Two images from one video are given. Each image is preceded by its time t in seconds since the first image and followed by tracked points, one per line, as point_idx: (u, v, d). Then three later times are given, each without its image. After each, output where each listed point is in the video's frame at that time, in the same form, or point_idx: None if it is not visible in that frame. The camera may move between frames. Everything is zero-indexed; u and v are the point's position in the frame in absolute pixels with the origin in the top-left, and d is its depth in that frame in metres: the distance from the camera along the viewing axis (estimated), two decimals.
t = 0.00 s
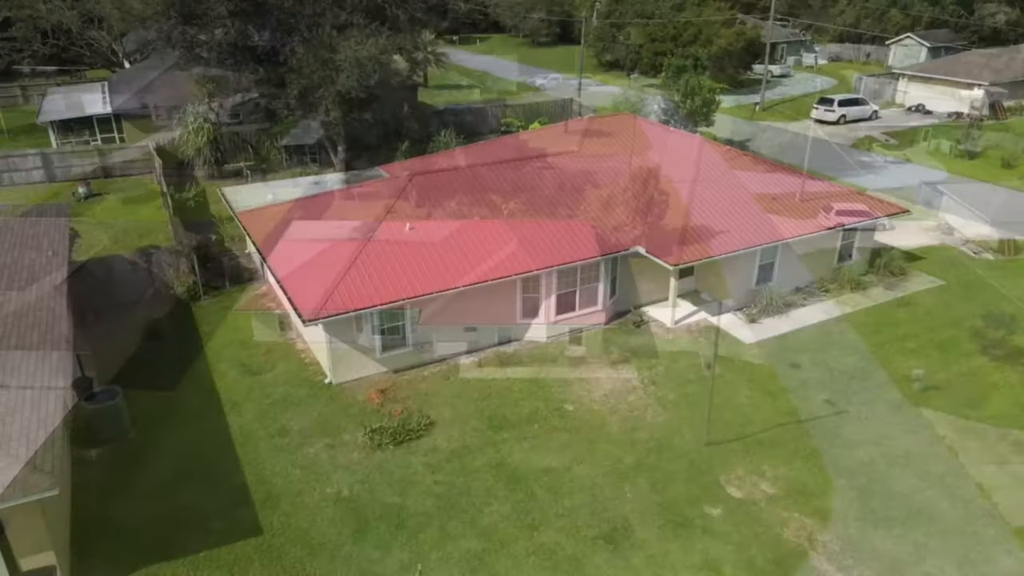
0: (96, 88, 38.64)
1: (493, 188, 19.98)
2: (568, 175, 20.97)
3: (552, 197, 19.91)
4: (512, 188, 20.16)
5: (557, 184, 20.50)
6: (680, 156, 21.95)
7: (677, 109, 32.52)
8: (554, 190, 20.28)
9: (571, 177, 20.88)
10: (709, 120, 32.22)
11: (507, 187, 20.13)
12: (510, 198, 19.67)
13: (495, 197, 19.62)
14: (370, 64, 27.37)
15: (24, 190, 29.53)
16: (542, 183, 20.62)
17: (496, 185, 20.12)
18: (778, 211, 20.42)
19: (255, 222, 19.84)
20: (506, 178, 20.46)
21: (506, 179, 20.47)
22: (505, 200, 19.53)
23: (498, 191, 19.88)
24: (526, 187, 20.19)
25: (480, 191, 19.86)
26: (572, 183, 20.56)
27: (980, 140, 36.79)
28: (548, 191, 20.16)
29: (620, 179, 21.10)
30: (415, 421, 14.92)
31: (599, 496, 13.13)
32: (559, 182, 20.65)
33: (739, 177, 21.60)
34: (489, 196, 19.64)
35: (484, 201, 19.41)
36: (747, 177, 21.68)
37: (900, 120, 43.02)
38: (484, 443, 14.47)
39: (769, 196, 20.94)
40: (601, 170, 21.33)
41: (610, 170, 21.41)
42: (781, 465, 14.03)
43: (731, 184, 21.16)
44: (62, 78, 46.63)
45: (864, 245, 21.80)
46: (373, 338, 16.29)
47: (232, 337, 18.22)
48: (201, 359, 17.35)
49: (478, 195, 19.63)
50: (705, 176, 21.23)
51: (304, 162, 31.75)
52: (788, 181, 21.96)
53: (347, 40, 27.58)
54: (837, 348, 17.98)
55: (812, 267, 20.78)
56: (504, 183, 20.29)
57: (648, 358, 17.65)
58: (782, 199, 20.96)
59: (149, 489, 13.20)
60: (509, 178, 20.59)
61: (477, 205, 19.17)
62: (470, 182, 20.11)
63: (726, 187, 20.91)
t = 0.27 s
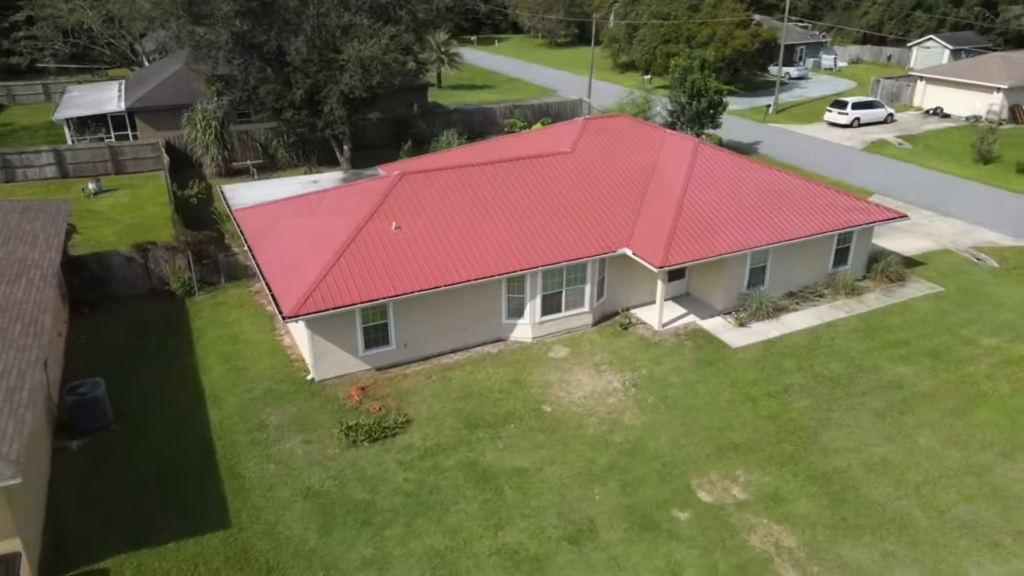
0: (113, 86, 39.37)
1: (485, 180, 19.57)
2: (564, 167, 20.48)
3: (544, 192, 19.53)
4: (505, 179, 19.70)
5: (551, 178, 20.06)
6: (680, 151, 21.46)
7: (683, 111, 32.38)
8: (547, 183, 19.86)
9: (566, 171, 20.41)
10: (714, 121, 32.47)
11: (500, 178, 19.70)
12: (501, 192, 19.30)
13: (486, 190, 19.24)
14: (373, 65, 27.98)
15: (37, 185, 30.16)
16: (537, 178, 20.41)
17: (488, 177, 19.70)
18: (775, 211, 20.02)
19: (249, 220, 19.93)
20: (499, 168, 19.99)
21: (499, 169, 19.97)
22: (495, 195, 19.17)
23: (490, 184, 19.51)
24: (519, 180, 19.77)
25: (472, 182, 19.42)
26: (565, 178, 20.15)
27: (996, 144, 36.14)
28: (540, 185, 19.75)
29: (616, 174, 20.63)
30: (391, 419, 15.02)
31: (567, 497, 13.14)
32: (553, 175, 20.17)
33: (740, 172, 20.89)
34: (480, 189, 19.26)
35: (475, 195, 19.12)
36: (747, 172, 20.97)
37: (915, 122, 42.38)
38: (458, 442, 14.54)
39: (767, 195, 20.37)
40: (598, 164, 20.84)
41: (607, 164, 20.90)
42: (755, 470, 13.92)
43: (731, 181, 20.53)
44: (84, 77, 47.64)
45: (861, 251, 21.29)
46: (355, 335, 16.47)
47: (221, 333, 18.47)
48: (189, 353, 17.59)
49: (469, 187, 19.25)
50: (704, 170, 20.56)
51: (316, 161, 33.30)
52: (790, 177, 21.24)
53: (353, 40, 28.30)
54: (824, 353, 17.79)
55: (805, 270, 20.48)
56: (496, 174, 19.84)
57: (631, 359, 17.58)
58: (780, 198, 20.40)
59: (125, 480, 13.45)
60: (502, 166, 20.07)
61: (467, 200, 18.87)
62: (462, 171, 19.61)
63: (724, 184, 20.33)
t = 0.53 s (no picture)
0: (132, 85, 40.14)
1: (477, 179, 19.62)
2: (557, 169, 20.46)
3: (535, 194, 19.51)
4: (497, 180, 19.73)
5: (544, 179, 20.07)
6: (676, 153, 21.28)
7: (692, 113, 32.16)
8: (539, 184, 19.87)
9: (560, 172, 20.40)
10: (723, 124, 32.21)
11: (491, 178, 19.74)
12: (492, 192, 19.34)
13: (478, 190, 19.30)
14: (378, 65, 28.21)
15: (53, 181, 30.83)
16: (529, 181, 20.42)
17: (481, 177, 19.75)
18: (770, 216, 19.76)
19: (245, 216, 20.21)
20: (491, 169, 20.03)
21: (492, 169, 20.00)
22: (486, 195, 19.21)
23: (481, 184, 19.55)
24: (511, 181, 19.79)
25: (464, 182, 19.48)
26: (558, 179, 20.13)
27: (1016, 151, 35.32)
28: (532, 187, 19.74)
29: (610, 176, 20.58)
30: (370, 417, 15.15)
31: (537, 499, 13.15)
32: (546, 176, 20.17)
33: (736, 175, 20.68)
34: (471, 190, 19.31)
35: (466, 195, 19.14)
36: (744, 175, 20.76)
37: (936, 127, 41.57)
38: (434, 442, 14.62)
39: (762, 199, 20.15)
40: (592, 166, 20.80)
41: (601, 166, 20.85)
42: (730, 476, 13.80)
43: (726, 184, 20.33)
44: (107, 76, 48.62)
45: (859, 257, 20.96)
46: (339, 334, 16.64)
47: (215, 329, 18.78)
48: (180, 347, 17.91)
49: (460, 187, 19.32)
50: (699, 173, 20.40)
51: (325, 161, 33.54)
52: (788, 180, 20.98)
53: (359, 41, 28.61)
54: (813, 360, 17.58)
55: (800, 276, 20.23)
56: (489, 175, 19.88)
57: (617, 362, 17.53)
58: (775, 203, 20.14)
59: (105, 470, 13.74)
60: (496, 167, 20.10)
61: (457, 199, 18.94)
62: (454, 170, 19.67)
63: (718, 188, 20.15)
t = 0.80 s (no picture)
0: (153, 83, 40.92)
1: (470, 180, 19.69)
2: (554, 170, 20.44)
3: (527, 196, 19.51)
4: (490, 180, 19.79)
5: (538, 180, 20.08)
6: (673, 156, 21.12)
7: (702, 115, 31.88)
8: (532, 186, 19.89)
9: (556, 174, 20.39)
10: (734, 127, 31.91)
11: (484, 179, 19.79)
12: (485, 192, 19.41)
13: (470, 191, 19.36)
14: (385, 65, 28.55)
15: (71, 177, 31.55)
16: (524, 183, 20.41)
17: (475, 178, 19.83)
18: (765, 221, 19.53)
19: (243, 213, 20.50)
20: (486, 169, 20.07)
21: (487, 170, 20.06)
22: (479, 196, 19.27)
23: (474, 185, 19.61)
24: (505, 182, 19.84)
25: (456, 182, 19.56)
26: (552, 181, 20.14)
27: None
28: (525, 188, 19.74)
29: (605, 178, 20.52)
30: (350, 415, 15.29)
31: (506, 500, 13.17)
32: (541, 177, 20.19)
33: (733, 179, 20.49)
34: (464, 190, 19.37)
35: (458, 196, 19.19)
36: (741, 179, 20.56)
37: (959, 131, 40.69)
38: (411, 440, 14.71)
39: (758, 204, 19.95)
40: (588, 168, 20.76)
41: (597, 168, 20.80)
42: (705, 483, 13.68)
43: (721, 188, 20.18)
44: (134, 73, 49.68)
45: (859, 264, 20.62)
46: (325, 332, 16.81)
47: (209, 324, 19.07)
48: (173, 341, 18.22)
49: (452, 187, 19.40)
50: (695, 176, 20.24)
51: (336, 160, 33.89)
52: (787, 185, 20.73)
53: (367, 41, 28.90)
54: (803, 367, 17.34)
55: (796, 281, 19.97)
56: (483, 175, 19.94)
57: (603, 364, 17.46)
58: (771, 208, 19.91)
59: (88, 459, 14.05)
60: (490, 167, 20.16)
61: (448, 199, 19.03)
62: (448, 170, 19.76)
63: (714, 193, 20.00)
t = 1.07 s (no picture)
0: (176, 81, 41.68)
1: (464, 180, 19.77)
2: (550, 172, 20.43)
3: (520, 198, 19.51)
4: (484, 182, 19.83)
5: (532, 182, 20.09)
6: (671, 160, 20.95)
7: (713, 117, 31.58)
8: (526, 188, 19.91)
9: (551, 175, 20.40)
10: (747, 130, 31.56)
11: (478, 180, 19.85)
12: (478, 194, 19.48)
13: (463, 192, 19.43)
14: (394, 65, 28.91)
15: (90, 173, 32.30)
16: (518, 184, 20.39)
17: (469, 178, 19.90)
18: (760, 226, 19.27)
19: (243, 211, 20.82)
20: (480, 171, 20.11)
21: (481, 171, 20.12)
22: (471, 198, 19.34)
23: (467, 185, 19.68)
24: (499, 183, 19.88)
25: (450, 183, 19.65)
26: (547, 183, 20.13)
27: None
28: (519, 191, 19.76)
29: (601, 181, 20.46)
30: (332, 411, 15.47)
31: (476, 500, 13.21)
32: (537, 179, 20.20)
33: (730, 182, 20.29)
34: (457, 191, 19.46)
35: (452, 197, 19.28)
36: (739, 182, 20.35)
37: (985, 136, 39.70)
38: (389, 438, 14.82)
39: (754, 208, 19.75)
40: (584, 170, 20.72)
41: (593, 170, 20.74)
42: (678, 488, 13.58)
43: (718, 192, 19.98)
44: (161, 72, 50.68)
45: (859, 271, 20.26)
46: (313, 329, 17.01)
47: (205, 319, 19.40)
48: (169, 335, 18.59)
49: (445, 187, 19.49)
50: (692, 180, 20.08)
51: (347, 159, 34.23)
52: (786, 189, 20.48)
53: (377, 42, 29.24)
54: (793, 375, 17.10)
55: (793, 287, 19.70)
56: (477, 176, 20.00)
57: (589, 367, 17.39)
58: (766, 214, 19.66)
59: (73, 448, 14.40)
60: (484, 168, 20.21)
61: (440, 200, 19.13)
62: (443, 171, 19.86)
63: (710, 197, 19.80)
